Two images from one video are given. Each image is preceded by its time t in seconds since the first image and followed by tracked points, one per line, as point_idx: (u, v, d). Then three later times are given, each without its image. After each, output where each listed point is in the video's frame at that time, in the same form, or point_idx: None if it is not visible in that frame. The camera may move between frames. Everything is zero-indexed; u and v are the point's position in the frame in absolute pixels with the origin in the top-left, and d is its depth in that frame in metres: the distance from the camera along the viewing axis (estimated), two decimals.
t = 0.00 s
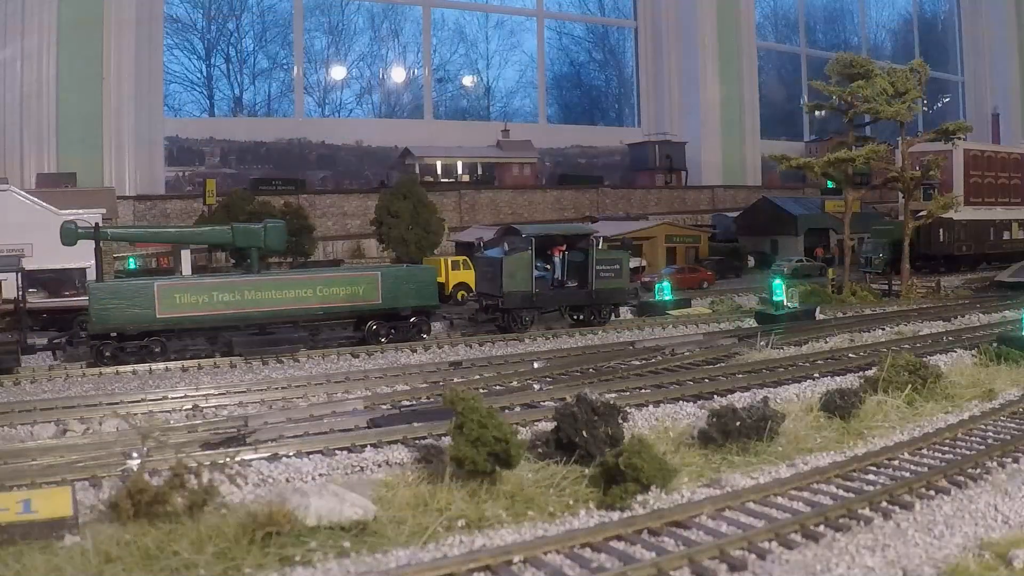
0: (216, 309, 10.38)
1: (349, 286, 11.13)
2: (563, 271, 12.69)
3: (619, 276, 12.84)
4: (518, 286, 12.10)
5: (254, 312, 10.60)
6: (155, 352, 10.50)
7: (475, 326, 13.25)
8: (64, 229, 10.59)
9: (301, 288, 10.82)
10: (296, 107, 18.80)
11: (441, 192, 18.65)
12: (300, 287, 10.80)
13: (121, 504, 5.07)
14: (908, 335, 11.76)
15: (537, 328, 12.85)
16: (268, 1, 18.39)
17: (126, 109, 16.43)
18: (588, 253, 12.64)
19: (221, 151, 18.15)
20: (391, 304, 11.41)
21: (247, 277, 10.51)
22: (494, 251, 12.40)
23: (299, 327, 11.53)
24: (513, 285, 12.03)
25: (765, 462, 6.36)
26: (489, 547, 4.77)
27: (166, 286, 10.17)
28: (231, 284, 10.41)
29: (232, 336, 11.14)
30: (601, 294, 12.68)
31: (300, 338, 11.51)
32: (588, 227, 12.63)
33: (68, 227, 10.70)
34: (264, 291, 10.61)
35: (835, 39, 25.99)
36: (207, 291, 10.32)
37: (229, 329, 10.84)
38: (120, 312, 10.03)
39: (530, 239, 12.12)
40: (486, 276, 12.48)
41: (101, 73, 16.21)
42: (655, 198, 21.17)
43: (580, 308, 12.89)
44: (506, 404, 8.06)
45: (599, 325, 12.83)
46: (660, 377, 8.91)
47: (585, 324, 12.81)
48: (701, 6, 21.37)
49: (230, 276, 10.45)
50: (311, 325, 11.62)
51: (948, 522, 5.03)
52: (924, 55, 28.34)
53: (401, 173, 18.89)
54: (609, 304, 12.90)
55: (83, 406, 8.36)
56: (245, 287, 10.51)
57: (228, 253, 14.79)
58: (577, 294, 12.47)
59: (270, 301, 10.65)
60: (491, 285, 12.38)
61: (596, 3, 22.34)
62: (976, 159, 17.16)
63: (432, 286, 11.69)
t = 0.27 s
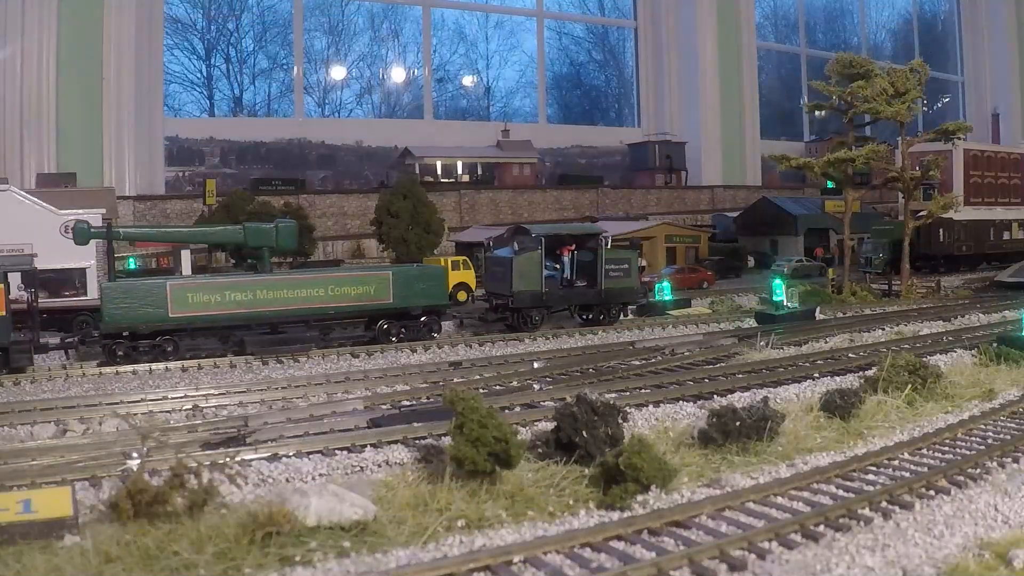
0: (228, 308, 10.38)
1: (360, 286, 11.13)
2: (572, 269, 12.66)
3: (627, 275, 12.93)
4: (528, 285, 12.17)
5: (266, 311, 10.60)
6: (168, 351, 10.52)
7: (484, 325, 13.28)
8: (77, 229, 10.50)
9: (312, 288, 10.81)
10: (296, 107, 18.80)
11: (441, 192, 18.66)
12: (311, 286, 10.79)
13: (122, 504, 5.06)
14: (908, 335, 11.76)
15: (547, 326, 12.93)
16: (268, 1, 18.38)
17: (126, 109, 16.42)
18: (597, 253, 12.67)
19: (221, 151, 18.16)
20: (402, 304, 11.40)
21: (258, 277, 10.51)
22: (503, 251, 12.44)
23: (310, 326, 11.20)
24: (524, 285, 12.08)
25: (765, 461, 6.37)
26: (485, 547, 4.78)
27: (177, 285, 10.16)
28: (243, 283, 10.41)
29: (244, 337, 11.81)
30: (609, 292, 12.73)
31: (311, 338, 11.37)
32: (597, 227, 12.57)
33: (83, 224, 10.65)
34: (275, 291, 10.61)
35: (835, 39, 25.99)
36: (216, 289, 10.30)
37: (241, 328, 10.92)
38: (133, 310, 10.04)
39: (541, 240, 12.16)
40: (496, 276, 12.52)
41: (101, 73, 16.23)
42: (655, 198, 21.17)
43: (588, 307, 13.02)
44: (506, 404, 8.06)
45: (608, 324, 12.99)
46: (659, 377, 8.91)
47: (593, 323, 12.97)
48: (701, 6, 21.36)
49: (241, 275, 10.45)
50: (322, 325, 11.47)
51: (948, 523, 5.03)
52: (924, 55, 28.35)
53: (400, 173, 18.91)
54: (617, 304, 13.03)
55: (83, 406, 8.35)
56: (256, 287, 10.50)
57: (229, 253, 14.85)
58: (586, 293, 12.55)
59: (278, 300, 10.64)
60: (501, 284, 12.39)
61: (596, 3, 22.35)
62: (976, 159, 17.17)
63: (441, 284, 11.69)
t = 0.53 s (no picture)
0: (241, 308, 10.47)
1: (372, 286, 11.22)
2: (582, 269, 12.72)
3: (637, 275, 12.97)
4: (540, 285, 12.20)
5: (278, 311, 10.69)
6: (181, 350, 10.56)
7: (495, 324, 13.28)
8: (89, 229, 10.35)
9: (325, 287, 10.91)
10: (296, 107, 18.80)
11: (441, 192, 18.65)
12: (323, 286, 10.89)
13: (121, 504, 5.06)
14: (908, 334, 11.77)
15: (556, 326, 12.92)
16: (268, 1, 18.38)
17: (126, 109, 16.42)
18: (607, 253, 12.72)
19: (221, 151, 18.16)
20: (413, 303, 11.46)
21: (271, 276, 10.59)
22: (514, 251, 12.52)
23: (322, 326, 11.34)
24: (535, 284, 12.13)
25: (766, 461, 6.37)
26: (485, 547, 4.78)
27: (190, 284, 10.22)
28: (256, 282, 10.49)
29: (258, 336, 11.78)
30: (618, 291, 12.77)
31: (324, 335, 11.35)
32: (607, 226, 12.67)
33: (97, 225, 10.64)
34: (288, 290, 10.71)
35: (835, 39, 25.99)
36: (230, 287, 10.39)
37: (254, 327, 10.97)
38: (147, 309, 10.12)
39: (551, 239, 12.26)
40: (506, 275, 12.56)
41: (101, 73, 16.24)
42: (655, 198, 21.16)
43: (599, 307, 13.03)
44: (506, 404, 8.06)
45: (618, 324, 12.95)
46: (659, 377, 8.91)
47: (603, 323, 12.94)
48: (701, 5, 21.36)
49: (254, 274, 10.53)
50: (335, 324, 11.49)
51: (948, 523, 5.03)
52: (923, 55, 28.35)
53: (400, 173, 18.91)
54: (626, 304, 13.05)
55: (83, 406, 8.35)
56: (269, 286, 10.59)
57: (229, 253, 14.88)
58: (596, 293, 12.61)
59: (292, 298, 10.74)
60: (512, 283, 12.42)
61: (596, 3, 22.35)
62: (977, 159, 17.18)
63: (454, 283, 11.70)
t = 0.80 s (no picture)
0: (256, 306, 10.64)
1: (386, 285, 11.37)
2: (593, 269, 12.68)
3: (648, 274, 12.96)
4: (551, 285, 12.16)
5: (292, 310, 10.86)
6: (196, 349, 10.62)
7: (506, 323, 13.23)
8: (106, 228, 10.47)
9: (339, 286, 11.10)
10: (296, 107, 18.81)
11: (441, 192, 18.65)
12: (338, 285, 11.09)
13: (121, 503, 5.06)
14: (908, 334, 11.76)
15: (568, 326, 12.87)
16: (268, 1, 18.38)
17: (126, 109, 16.44)
18: (618, 252, 12.71)
19: (221, 151, 18.16)
20: (426, 302, 11.59)
21: (285, 275, 10.77)
22: (525, 251, 12.45)
23: (336, 324, 11.52)
24: (547, 283, 12.07)
25: (766, 462, 6.37)
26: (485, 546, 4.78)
27: (206, 283, 10.37)
28: (271, 281, 10.67)
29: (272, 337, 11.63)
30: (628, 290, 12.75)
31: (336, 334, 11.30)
32: (617, 226, 12.71)
33: (112, 226, 10.71)
34: (302, 289, 10.89)
35: (835, 39, 25.98)
36: (246, 286, 10.58)
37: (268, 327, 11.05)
38: (163, 309, 10.25)
39: (563, 239, 12.20)
40: (517, 275, 12.50)
41: (101, 73, 16.24)
42: (655, 197, 21.16)
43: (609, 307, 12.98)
44: (506, 404, 8.05)
45: (629, 323, 12.91)
46: (660, 377, 8.92)
47: (614, 323, 12.89)
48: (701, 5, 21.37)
49: (269, 274, 10.70)
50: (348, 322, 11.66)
51: (949, 523, 5.03)
52: (923, 55, 28.35)
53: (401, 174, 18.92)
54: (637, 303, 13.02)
55: (83, 406, 8.35)
56: (284, 285, 10.76)
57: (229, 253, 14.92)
58: (608, 293, 12.59)
59: (306, 297, 10.92)
60: (523, 283, 12.38)
61: (596, 3, 22.35)
62: (977, 159, 17.17)
63: (466, 283, 11.86)
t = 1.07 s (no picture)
0: (270, 305, 10.72)
1: (400, 284, 11.46)
2: (605, 268, 12.77)
3: (659, 274, 13.07)
4: (564, 284, 12.31)
5: (306, 309, 10.95)
6: (212, 348, 10.67)
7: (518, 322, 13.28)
8: (121, 228, 10.53)
9: (353, 286, 11.18)
10: (296, 107, 18.81)
11: (440, 191, 18.65)
12: (353, 285, 11.17)
13: (121, 503, 5.05)
14: (908, 334, 11.76)
15: (579, 325, 12.90)
16: (268, 1, 18.38)
17: (126, 110, 16.45)
18: (630, 252, 12.82)
19: (221, 151, 18.16)
20: (439, 301, 11.66)
21: (299, 275, 10.84)
22: (538, 250, 12.60)
23: (350, 324, 11.71)
24: (560, 283, 12.22)
25: (765, 462, 6.37)
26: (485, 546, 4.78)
27: (221, 283, 10.45)
28: (285, 280, 10.74)
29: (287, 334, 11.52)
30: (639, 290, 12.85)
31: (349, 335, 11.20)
32: (629, 226, 12.81)
33: (127, 223, 10.65)
34: (316, 288, 10.97)
35: (834, 39, 25.99)
36: (262, 285, 10.66)
37: (283, 326, 11.11)
38: (178, 308, 10.31)
39: (575, 239, 12.33)
40: (530, 274, 12.66)
41: (101, 73, 16.25)
42: (655, 197, 21.15)
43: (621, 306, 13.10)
44: (506, 404, 8.05)
45: (639, 322, 13.06)
46: (660, 377, 8.92)
47: (625, 322, 13.03)
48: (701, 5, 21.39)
49: (282, 273, 10.77)
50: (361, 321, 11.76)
51: (948, 522, 5.04)
52: (923, 55, 28.35)
53: (400, 174, 18.93)
54: (649, 303, 13.17)
55: (83, 406, 8.35)
56: (298, 284, 10.84)
57: (229, 253, 14.93)
58: (619, 292, 12.71)
59: (322, 296, 11.02)
60: (536, 282, 12.52)
61: (596, 3, 22.36)
62: (977, 159, 17.18)
63: (477, 282, 11.93)
